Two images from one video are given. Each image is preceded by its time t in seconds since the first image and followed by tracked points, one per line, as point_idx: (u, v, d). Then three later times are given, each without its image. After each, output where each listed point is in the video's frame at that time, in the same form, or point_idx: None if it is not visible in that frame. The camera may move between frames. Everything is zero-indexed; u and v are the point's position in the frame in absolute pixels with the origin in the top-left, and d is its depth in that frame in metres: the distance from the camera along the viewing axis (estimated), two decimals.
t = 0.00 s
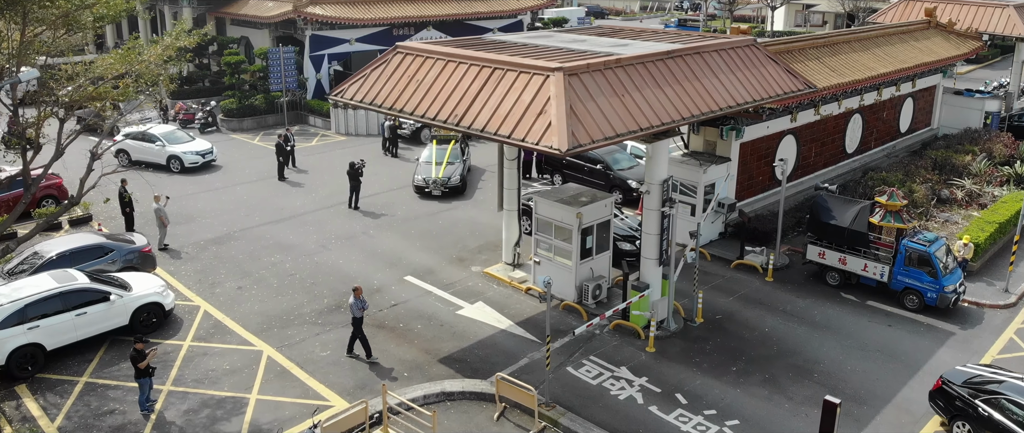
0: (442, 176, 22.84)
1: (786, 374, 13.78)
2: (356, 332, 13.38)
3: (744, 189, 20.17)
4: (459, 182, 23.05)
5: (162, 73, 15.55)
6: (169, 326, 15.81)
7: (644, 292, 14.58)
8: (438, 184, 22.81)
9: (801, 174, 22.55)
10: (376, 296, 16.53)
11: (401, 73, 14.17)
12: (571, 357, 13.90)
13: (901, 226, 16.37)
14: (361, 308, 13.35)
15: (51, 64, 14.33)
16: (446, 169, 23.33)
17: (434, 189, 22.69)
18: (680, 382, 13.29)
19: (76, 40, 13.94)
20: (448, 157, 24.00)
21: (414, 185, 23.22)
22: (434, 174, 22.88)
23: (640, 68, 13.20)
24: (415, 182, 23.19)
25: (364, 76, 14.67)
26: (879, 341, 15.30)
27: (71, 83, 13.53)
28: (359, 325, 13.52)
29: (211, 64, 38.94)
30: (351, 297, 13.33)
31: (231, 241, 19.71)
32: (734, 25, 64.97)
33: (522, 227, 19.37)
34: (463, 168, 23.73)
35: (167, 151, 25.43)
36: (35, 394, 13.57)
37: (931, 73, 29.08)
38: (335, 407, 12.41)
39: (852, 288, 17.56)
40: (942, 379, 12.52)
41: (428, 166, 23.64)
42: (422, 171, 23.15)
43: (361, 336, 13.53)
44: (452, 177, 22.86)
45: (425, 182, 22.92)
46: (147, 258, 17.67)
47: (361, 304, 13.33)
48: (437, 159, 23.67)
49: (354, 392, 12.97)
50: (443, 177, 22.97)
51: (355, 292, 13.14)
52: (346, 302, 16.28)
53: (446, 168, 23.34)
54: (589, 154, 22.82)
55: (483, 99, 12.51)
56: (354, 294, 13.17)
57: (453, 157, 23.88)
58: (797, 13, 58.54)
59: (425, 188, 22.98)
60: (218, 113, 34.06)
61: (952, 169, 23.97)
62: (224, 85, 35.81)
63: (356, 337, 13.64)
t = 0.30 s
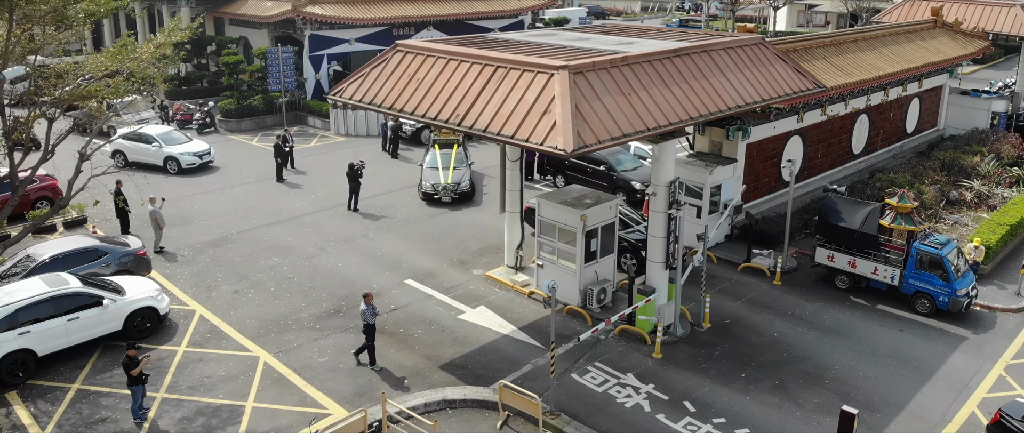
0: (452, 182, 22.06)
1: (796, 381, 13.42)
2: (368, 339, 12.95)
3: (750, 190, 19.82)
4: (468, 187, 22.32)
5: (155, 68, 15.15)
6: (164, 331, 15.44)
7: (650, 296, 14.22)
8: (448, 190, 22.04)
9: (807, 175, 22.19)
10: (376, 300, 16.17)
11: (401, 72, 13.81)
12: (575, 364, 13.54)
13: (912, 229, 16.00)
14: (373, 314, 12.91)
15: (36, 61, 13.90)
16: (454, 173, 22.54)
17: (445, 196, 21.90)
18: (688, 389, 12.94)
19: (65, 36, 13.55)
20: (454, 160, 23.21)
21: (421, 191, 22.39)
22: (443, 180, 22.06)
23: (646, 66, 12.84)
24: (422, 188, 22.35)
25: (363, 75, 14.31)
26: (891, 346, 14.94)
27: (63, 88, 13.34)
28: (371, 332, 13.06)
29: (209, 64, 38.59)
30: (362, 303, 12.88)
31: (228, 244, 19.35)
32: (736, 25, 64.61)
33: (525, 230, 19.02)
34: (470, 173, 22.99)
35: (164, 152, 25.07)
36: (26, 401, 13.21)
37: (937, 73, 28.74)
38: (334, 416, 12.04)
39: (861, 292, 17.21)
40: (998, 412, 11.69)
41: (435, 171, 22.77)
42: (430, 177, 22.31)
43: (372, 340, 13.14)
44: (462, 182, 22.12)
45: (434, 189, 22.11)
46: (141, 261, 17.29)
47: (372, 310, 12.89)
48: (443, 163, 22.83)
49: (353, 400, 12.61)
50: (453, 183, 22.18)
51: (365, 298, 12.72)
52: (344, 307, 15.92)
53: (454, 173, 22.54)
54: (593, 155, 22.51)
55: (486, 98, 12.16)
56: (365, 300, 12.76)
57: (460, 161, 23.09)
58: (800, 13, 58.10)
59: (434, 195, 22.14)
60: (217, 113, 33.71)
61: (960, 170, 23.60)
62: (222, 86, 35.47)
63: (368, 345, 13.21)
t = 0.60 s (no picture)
0: (462, 188, 21.21)
1: (807, 389, 13.04)
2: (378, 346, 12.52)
3: (757, 192, 19.46)
4: (479, 193, 21.48)
5: (143, 65, 15.54)
6: (157, 336, 15.04)
7: (656, 301, 13.84)
8: (459, 196, 21.14)
9: (814, 176, 21.81)
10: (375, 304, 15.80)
11: (401, 71, 13.45)
12: (580, 370, 13.16)
13: (924, 231, 15.68)
14: (384, 321, 12.48)
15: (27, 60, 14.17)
16: (463, 179, 21.68)
17: (456, 202, 21.00)
18: (696, 397, 12.56)
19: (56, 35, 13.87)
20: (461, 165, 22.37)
21: (430, 198, 21.43)
22: (454, 186, 21.19)
23: (653, 64, 12.46)
24: (431, 195, 21.40)
25: (362, 73, 13.93)
26: (903, 352, 14.56)
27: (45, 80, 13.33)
28: (381, 339, 12.66)
29: (207, 64, 38.25)
30: (372, 309, 12.46)
31: (225, 247, 18.98)
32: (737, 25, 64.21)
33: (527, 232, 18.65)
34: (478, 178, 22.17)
35: (160, 152, 24.70)
36: (15, 409, 12.83)
37: (944, 73, 28.37)
38: (332, 426, 11.66)
39: (871, 296, 16.82)
40: None
41: (442, 177, 21.84)
42: (439, 183, 21.40)
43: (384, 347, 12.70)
44: (473, 187, 21.29)
45: (444, 195, 21.19)
46: (136, 264, 16.87)
47: (383, 316, 12.45)
48: (451, 169, 21.96)
49: (351, 408, 12.23)
50: (463, 189, 21.33)
51: (376, 303, 12.26)
52: (342, 311, 15.55)
53: (463, 179, 21.70)
54: (596, 156, 22.16)
55: (488, 97, 11.79)
56: (376, 306, 12.28)
57: (467, 167, 22.28)
58: (802, 13, 57.66)
59: (444, 202, 21.23)
60: (214, 114, 33.34)
61: (969, 171, 23.21)
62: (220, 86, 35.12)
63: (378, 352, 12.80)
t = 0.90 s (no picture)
0: (476, 194, 20.53)
1: (819, 396, 12.67)
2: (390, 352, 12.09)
3: (764, 193, 19.10)
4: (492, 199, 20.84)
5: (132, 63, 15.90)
6: (152, 341, 14.66)
7: (664, 305, 13.50)
8: (473, 203, 20.44)
9: (821, 177, 21.45)
10: (374, 308, 15.44)
11: (401, 69, 13.09)
12: (586, 377, 12.80)
13: (936, 234, 15.28)
14: (395, 327, 12.01)
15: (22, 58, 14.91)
16: (474, 185, 21.02)
17: (471, 209, 20.29)
18: (706, 404, 12.18)
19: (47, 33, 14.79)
20: (469, 170, 21.70)
21: (442, 205, 20.64)
22: (467, 193, 20.47)
23: (661, 62, 12.10)
24: (443, 201, 20.58)
25: (361, 71, 13.57)
26: (917, 357, 14.19)
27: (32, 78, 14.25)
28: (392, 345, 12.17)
29: (205, 64, 37.97)
30: (384, 313, 11.98)
31: (222, 249, 18.63)
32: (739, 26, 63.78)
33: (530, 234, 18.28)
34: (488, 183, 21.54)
35: (157, 153, 24.36)
36: (5, 416, 12.48)
37: (951, 73, 28.02)
38: None
39: (882, 299, 16.45)
40: None
41: (453, 184, 21.10)
42: (450, 190, 20.64)
43: (394, 355, 12.29)
44: (486, 193, 20.64)
45: (457, 202, 20.44)
46: (130, 267, 16.48)
47: (395, 322, 11.97)
48: (460, 174, 21.25)
49: (350, 415, 11.86)
50: (476, 196, 20.65)
51: (388, 307, 11.82)
52: (341, 315, 15.18)
53: (474, 185, 21.02)
54: (599, 157, 21.80)
55: (492, 96, 11.42)
56: (388, 310, 11.84)
57: (475, 171, 21.63)
58: (805, 13, 57.19)
59: (457, 209, 20.48)
60: (212, 114, 33.00)
61: (978, 171, 22.83)
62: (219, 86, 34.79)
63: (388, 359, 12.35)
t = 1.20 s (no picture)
0: (492, 200, 19.84)
1: (832, 402, 12.32)
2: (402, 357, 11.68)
3: (771, 193, 18.77)
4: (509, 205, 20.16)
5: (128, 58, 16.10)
6: (147, 344, 14.32)
7: (672, 308, 13.17)
8: (490, 209, 19.74)
9: (828, 177, 21.11)
10: (375, 311, 15.10)
11: (403, 65, 12.75)
12: (592, 382, 12.47)
13: (949, 234, 14.98)
14: (409, 331, 11.66)
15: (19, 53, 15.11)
16: (487, 190, 20.33)
17: (488, 215, 19.60)
18: (716, 410, 11.84)
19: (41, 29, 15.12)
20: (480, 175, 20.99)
21: (456, 212, 19.85)
22: (483, 198, 19.75)
23: (670, 58, 11.77)
24: (457, 208, 19.79)
25: (362, 68, 13.24)
26: (931, 361, 13.84)
27: (22, 70, 14.38)
28: (407, 351, 11.78)
29: (204, 63, 37.65)
30: (398, 316, 11.66)
31: (219, 250, 18.30)
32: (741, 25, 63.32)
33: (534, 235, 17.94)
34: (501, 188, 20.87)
35: (155, 153, 24.02)
36: None
37: (958, 72, 27.70)
38: None
39: (893, 301, 16.12)
40: None
41: (465, 189, 20.31)
42: (465, 195, 19.87)
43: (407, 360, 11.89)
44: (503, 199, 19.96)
45: (473, 208, 19.67)
46: (126, 269, 16.11)
47: (409, 325, 11.65)
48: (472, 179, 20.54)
49: (350, 422, 11.53)
50: (492, 201, 19.95)
51: (403, 311, 11.48)
52: (341, 318, 14.85)
53: (488, 190, 20.32)
54: (604, 157, 21.46)
55: (496, 93, 11.09)
56: (403, 313, 11.50)
57: (486, 176, 20.96)
58: (807, 13, 56.75)
59: (473, 215, 19.74)
60: (211, 113, 32.66)
61: (988, 171, 22.48)
62: (217, 85, 34.43)
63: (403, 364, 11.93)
